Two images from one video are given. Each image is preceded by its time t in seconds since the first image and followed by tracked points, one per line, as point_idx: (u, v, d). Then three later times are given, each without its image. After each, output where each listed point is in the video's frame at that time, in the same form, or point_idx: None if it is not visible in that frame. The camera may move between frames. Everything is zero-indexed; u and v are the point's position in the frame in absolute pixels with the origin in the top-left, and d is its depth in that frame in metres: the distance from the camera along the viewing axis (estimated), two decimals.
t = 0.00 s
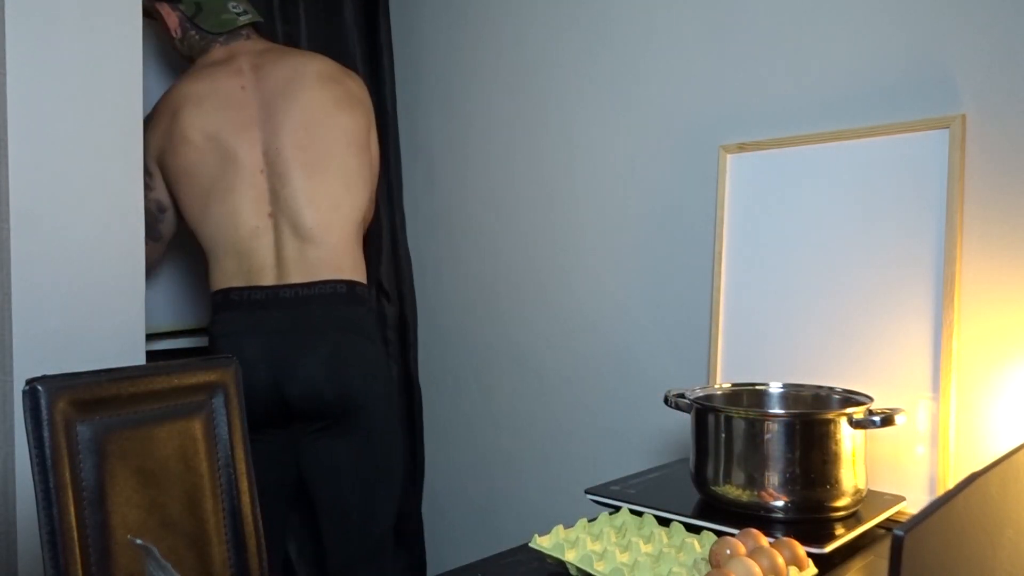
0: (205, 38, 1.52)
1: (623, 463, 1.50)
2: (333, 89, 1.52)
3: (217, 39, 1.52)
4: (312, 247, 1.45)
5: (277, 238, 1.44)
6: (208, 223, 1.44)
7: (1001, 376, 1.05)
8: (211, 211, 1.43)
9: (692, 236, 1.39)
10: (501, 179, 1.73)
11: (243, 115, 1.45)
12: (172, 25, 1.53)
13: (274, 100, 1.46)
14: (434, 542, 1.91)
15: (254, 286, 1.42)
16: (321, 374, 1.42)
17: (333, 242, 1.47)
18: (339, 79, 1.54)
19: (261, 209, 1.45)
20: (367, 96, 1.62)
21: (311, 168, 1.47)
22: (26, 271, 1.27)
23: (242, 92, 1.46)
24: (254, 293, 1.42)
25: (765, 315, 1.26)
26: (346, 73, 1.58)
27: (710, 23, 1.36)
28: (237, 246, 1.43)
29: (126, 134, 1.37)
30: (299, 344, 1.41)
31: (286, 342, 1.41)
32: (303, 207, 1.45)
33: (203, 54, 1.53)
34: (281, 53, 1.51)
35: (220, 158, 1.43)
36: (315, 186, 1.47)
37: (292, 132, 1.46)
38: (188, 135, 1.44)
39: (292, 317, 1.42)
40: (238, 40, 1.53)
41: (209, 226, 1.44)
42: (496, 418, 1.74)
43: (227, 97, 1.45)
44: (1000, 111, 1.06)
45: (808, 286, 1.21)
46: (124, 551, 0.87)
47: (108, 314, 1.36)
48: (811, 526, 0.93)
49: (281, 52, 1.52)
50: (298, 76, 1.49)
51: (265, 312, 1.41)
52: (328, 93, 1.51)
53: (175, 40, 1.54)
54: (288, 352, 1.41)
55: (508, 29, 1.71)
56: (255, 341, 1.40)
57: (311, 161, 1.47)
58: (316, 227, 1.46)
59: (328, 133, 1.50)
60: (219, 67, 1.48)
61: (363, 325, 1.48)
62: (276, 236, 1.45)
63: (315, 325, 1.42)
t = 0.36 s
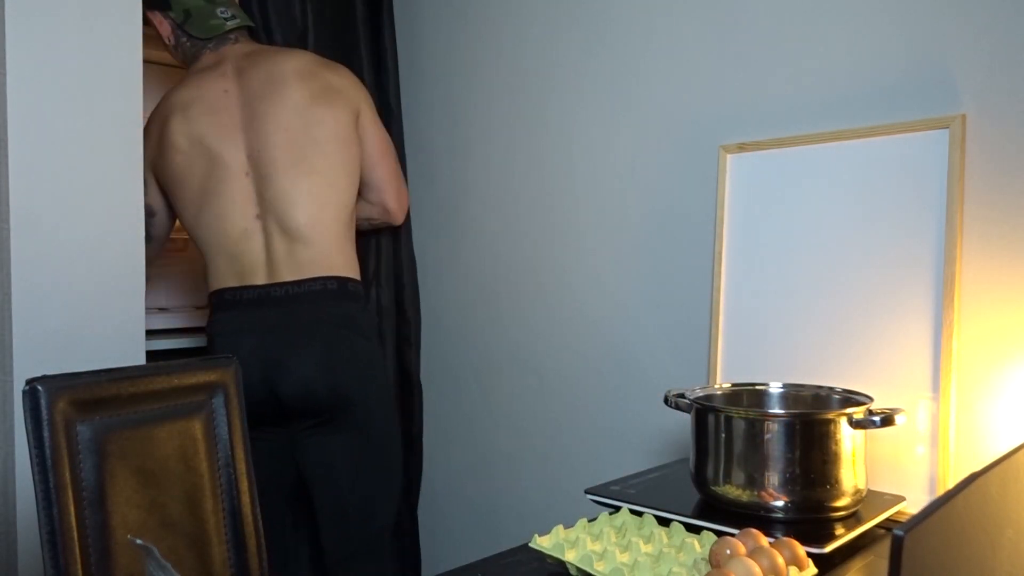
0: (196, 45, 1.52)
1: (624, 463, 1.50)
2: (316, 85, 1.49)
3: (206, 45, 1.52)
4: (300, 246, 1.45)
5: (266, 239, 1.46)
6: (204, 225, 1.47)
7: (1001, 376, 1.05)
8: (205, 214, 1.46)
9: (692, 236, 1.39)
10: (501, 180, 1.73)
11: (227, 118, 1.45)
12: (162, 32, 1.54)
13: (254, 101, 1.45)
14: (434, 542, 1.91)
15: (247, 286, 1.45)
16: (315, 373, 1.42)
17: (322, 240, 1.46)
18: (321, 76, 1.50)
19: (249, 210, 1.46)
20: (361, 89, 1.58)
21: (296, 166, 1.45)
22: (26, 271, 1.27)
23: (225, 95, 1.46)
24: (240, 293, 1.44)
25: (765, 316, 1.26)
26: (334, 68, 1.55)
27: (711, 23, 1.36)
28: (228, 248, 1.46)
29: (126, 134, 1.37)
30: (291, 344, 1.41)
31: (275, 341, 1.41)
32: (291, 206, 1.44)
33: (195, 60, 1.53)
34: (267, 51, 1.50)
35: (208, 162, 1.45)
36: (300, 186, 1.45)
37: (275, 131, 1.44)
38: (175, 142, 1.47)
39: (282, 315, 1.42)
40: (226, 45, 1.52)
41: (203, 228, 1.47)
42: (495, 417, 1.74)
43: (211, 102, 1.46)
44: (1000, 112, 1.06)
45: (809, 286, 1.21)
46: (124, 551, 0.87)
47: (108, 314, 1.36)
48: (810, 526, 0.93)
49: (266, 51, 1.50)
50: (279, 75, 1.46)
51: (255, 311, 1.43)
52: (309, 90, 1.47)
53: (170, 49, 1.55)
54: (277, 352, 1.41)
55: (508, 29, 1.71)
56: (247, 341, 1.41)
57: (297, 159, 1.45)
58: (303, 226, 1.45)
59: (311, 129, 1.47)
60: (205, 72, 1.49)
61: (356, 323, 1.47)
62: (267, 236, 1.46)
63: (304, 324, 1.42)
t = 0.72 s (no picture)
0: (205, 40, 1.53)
1: (624, 463, 1.50)
2: (309, 87, 1.47)
3: (213, 40, 1.53)
4: (287, 247, 1.44)
5: (254, 238, 1.46)
6: (199, 223, 1.49)
7: (1001, 376, 1.05)
8: (200, 212, 1.48)
9: (692, 236, 1.39)
10: (501, 179, 1.73)
11: (220, 116, 1.46)
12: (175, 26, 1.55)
13: (248, 101, 1.45)
14: (434, 542, 1.91)
15: (235, 286, 1.46)
16: (303, 372, 1.42)
17: (308, 242, 1.44)
18: (315, 77, 1.48)
19: (238, 209, 1.46)
20: (360, 91, 1.55)
21: (285, 166, 1.44)
22: (26, 271, 1.27)
23: (221, 93, 1.47)
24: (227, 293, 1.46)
25: (765, 316, 1.26)
26: (333, 70, 1.53)
27: (711, 23, 1.36)
28: (219, 246, 1.47)
29: (127, 133, 1.38)
30: (276, 343, 1.41)
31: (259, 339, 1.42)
32: (279, 207, 1.44)
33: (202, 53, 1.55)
34: (266, 51, 1.49)
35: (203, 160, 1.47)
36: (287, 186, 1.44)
37: (265, 131, 1.44)
38: (174, 138, 1.51)
39: (268, 315, 1.43)
40: (231, 41, 1.53)
41: (197, 224, 1.49)
42: (495, 417, 1.74)
43: (207, 100, 1.47)
44: (999, 111, 1.06)
45: (809, 286, 1.21)
46: (124, 551, 0.87)
47: (108, 314, 1.36)
48: (810, 526, 0.93)
49: (266, 50, 1.50)
50: (274, 74, 1.46)
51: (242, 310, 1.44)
52: (302, 92, 1.46)
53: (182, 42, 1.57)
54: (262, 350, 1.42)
55: (508, 29, 1.71)
56: (235, 341, 1.43)
57: (286, 159, 1.44)
58: (291, 228, 1.44)
59: (302, 130, 1.45)
60: (205, 70, 1.50)
61: (345, 321, 1.46)
62: (257, 235, 1.46)
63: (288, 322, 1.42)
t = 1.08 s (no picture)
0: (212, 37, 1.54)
1: (624, 464, 1.50)
2: (315, 89, 1.47)
3: (220, 35, 1.53)
4: (290, 248, 1.45)
5: (256, 237, 1.46)
6: (199, 221, 1.49)
7: (1001, 376, 1.05)
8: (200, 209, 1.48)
9: (692, 236, 1.39)
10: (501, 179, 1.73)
11: (225, 114, 1.46)
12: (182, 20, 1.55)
13: (254, 100, 1.45)
14: (434, 542, 1.91)
15: (236, 286, 1.45)
16: (306, 373, 1.42)
17: (312, 243, 1.45)
18: (322, 78, 1.49)
19: (241, 208, 1.46)
20: (366, 94, 1.56)
21: (289, 167, 1.45)
22: (26, 271, 1.27)
23: (226, 90, 1.47)
24: (227, 294, 1.45)
25: (765, 315, 1.26)
26: (340, 73, 1.53)
27: (710, 23, 1.36)
28: (219, 245, 1.47)
29: (126, 133, 1.37)
30: (279, 344, 1.41)
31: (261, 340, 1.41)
32: (282, 208, 1.44)
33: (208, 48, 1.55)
34: (274, 51, 1.49)
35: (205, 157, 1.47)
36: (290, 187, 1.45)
37: (270, 132, 1.44)
38: (176, 132, 1.51)
39: (269, 316, 1.42)
40: (238, 38, 1.53)
41: (197, 221, 1.49)
42: (495, 417, 1.74)
43: (213, 97, 1.47)
44: (1000, 111, 1.06)
45: (809, 286, 1.21)
46: (124, 551, 0.87)
47: (107, 314, 1.36)
48: (810, 526, 0.93)
49: (274, 50, 1.50)
50: (280, 75, 1.46)
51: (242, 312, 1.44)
52: (308, 93, 1.46)
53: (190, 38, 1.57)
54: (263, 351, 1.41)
55: (508, 28, 1.71)
56: (237, 341, 1.42)
57: (290, 161, 1.45)
58: (295, 229, 1.44)
59: (307, 132, 1.46)
60: (210, 66, 1.50)
61: (347, 322, 1.46)
62: (258, 234, 1.46)
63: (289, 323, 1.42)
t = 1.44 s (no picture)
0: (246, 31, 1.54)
1: (623, 464, 1.50)
2: (366, 95, 1.53)
3: (256, 28, 1.53)
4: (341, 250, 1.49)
5: (305, 237, 1.47)
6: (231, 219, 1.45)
7: (1002, 376, 1.06)
8: (235, 204, 1.44)
9: (692, 236, 1.39)
10: (501, 179, 1.73)
11: (278, 110, 1.46)
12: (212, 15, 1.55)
13: (308, 100, 1.48)
14: (434, 542, 1.90)
15: (280, 288, 1.44)
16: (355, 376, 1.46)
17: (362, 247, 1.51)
18: (372, 85, 1.56)
19: (291, 208, 1.46)
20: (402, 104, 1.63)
21: (343, 171, 1.49)
22: (26, 271, 1.27)
23: (276, 86, 1.47)
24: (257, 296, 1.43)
25: (765, 315, 1.26)
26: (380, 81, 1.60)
27: (710, 23, 1.36)
28: (260, 247, 1.44)
29: (127, 132, 1.37)
30: (333, 347, 1.44)
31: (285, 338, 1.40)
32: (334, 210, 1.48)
33: (240, 41, 1.54)
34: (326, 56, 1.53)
35: (248, 153, 1.43)
36: (336, 193, 1.48)
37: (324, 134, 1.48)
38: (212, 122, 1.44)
39: (319, 319, 1.44)
40: (275, 33, 1.54)
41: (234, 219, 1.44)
42: (495, 417, 1.74)
43: (264, 91, 1.46)
44: (999, 111, 1.06)
45: (809, 286, 1.21)
46: (124, 551, 0.87)
47: (107, 314, 1.36)
48: (810, 526, 0.93)
49: (321, 53, 1.53)
50: (333, 82, 1.50)
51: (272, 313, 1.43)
52: (361, 98, 1.52)
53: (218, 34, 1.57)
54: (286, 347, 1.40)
55: (508, 28, 1.71)
56: (285, 344, 1.41)
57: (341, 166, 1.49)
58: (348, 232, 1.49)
59: (351, 140, 1.50)
60: (255, 59, 1.48)
61: (391, 327, 1.52)
62: (305, 236, 1.47)
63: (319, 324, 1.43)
